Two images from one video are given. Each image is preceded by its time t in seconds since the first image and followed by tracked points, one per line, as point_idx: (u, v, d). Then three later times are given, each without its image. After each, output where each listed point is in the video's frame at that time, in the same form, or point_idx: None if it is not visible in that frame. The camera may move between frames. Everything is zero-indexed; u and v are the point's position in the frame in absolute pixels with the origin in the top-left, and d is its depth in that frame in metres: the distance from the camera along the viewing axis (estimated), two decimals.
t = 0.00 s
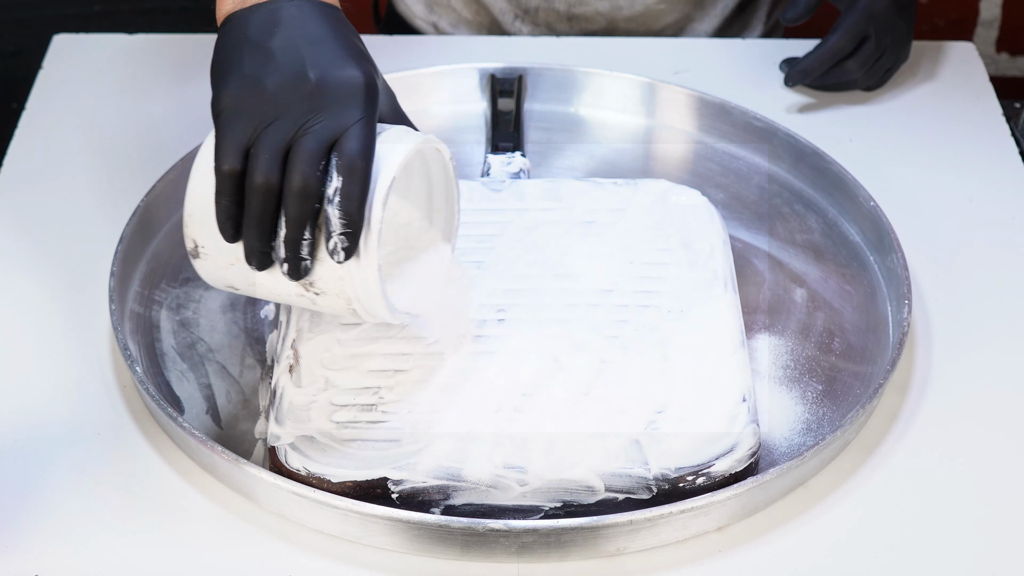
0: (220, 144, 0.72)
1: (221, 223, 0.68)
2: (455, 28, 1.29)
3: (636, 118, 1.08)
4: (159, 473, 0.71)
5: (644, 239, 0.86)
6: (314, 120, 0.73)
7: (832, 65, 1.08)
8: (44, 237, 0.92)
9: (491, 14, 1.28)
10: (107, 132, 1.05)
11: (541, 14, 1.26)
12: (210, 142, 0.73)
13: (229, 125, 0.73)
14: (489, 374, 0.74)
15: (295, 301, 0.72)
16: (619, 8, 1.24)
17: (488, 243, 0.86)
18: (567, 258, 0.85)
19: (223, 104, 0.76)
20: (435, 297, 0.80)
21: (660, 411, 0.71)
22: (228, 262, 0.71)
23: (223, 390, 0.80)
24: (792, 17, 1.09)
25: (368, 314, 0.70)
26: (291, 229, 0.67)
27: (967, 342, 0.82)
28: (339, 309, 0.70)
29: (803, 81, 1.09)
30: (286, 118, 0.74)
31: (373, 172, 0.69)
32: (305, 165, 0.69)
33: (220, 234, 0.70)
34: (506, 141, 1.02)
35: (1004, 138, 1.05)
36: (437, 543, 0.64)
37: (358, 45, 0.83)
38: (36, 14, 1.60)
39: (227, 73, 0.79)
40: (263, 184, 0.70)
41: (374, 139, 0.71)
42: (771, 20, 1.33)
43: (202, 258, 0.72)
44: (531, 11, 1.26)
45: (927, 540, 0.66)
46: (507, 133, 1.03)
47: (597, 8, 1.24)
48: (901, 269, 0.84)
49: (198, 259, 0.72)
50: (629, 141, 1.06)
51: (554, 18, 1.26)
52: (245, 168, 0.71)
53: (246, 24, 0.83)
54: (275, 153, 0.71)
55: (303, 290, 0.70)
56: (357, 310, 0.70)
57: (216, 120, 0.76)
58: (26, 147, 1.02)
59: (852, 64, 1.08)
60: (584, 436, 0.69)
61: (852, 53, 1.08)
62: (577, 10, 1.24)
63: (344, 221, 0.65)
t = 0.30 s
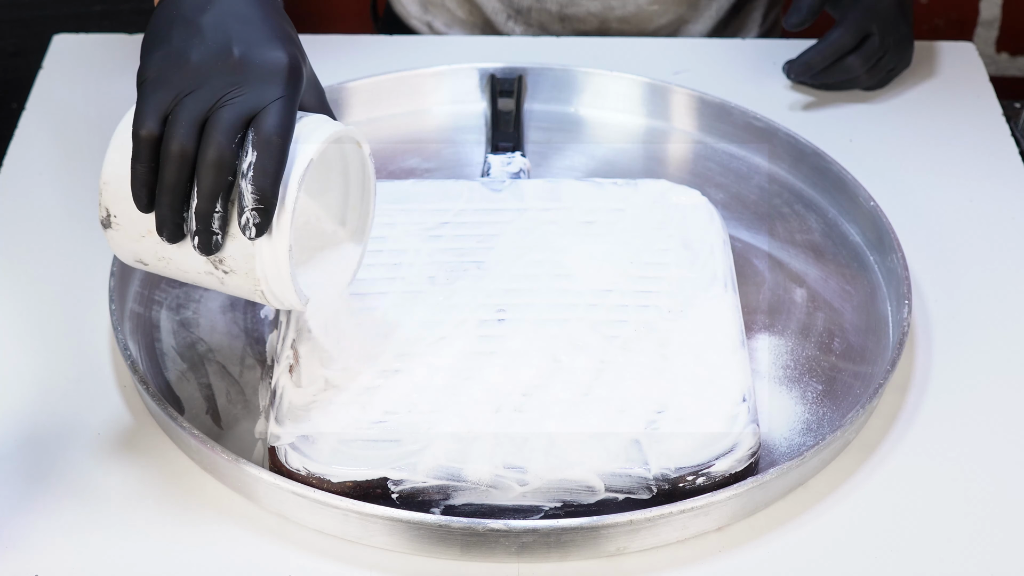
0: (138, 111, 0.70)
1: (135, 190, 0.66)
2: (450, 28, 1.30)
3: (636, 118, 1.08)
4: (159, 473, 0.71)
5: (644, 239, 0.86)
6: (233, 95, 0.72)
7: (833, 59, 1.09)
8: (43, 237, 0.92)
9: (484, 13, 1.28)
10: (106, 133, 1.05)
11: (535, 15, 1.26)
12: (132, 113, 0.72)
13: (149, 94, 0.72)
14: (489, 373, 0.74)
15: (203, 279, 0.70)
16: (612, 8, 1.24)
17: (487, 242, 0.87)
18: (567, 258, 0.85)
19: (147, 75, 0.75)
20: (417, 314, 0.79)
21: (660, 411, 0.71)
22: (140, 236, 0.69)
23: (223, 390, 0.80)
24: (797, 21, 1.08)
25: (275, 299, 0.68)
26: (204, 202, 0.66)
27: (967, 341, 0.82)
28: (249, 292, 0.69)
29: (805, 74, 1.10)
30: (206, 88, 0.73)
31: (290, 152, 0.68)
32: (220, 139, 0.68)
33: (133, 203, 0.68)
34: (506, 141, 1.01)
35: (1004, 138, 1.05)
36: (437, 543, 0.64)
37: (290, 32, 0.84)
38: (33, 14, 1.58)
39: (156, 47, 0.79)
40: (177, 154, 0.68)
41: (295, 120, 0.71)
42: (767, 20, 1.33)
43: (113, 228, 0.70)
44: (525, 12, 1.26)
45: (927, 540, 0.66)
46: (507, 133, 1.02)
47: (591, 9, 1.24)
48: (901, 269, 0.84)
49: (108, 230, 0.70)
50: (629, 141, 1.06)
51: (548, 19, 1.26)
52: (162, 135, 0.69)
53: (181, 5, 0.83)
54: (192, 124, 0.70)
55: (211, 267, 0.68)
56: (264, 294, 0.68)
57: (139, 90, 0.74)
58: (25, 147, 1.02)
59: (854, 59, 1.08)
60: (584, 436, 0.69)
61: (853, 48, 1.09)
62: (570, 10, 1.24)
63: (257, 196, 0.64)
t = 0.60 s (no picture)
0: (141, 117, 0.72)
1: (147, 192, 0.69)
2: (449, 29, 1.30)
3: (636, 118, 1.08)
4: (159, 473, 0.71)
5: (644, 239, 0.86)
6: (233, 97, 0.73)
7: (831, 57, 1.10)
8: (42, 237, 0.92)
9: (483, 15, 1.28)
10: (105, 133, 1.05)
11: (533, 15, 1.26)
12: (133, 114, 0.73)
13: (149, 98, 0.73)
14: (490, 373, 0.74)
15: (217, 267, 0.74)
16: (611, 8, 1.24)
17: (487, 242, 0.86)
18: (567, 258, 0.85)
19: (143, 79, 0.75)
20: (417, 314, 0.79)
21: (660, 411, 0.71)
22: (155, 229, 0.73)
23: (223, 390, 0.80)
24: (796, 20, 1.08)
25: (291, 282, 0.72)
26: (216, 203, 0.69)
27: (968, 342, 0.82)
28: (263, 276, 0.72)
29: (803, 72, 1.10)
30: (207, 91, 0.74)
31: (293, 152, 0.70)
32: (225, 143, 0.70)
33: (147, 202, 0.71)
34: (506, 141, 1.02)
35: (1004, 138, 1.05)
36: (437, 543, 0.64)
37: (279, 26, 0.84)
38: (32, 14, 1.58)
39: (148, 48, 0.79)
40: (185, 161, 0.70)
41: (294, 119, 0.72)
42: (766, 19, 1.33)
43: (128, 222, 0.73)
44: (523, 12, 1.26)
45: (927, 540, 0.66)
46: (507, 133, 1.02)
47: (588, 8, 1.24)
48: (901, 270, 0.84)
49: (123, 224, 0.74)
50: (630, 141, 1.06)
51: (546, 19, 1.26)
52: (168, 141, 0.71)
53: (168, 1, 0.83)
54: (197, 129, 0.72)
55: (227, 258, 0.72)
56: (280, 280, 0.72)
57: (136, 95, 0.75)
58: (25, 147, 1.02)
59: (853, 57, 1.09)
60: (584, 436, 0.69)
61: (852, 46, 1.10)
62: (568, 10, 1.24)
63: (266, 199, 0.66)
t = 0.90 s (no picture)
0: (197, 141, 0.71)
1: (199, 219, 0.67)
2: (445, 28, 1.29)
3: (636, 118, 1.08)
4: (159, 473, 0.71)
5: (644, 239, 0.86)
6: (292, 120, 0.73)
7: (832, 57, 1.09)
8: (42, 237, 0.92)
9: (478, 13, 1.28)
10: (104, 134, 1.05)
11: (529, 14, 1.26)
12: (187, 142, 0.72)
13: (206, 124, 0.73)
14: (489, 373, 0.74)
15: (269, 308, 0.71)
16: (606, 8, 1.24)
17: (487, 242, 0.86)
18: (567, 258, 0.85)
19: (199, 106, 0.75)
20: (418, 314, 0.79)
21: (659, 411, 0.71)
22: (205, 267, 0.70)
23: (223, 390, 0.80)
24: (795, 22, 1.08)
25: (345, 320, 0.69)
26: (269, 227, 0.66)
27: (968, 342, 0.82)
28: (318, 315, 0.69)
29: (803, 72, 1.10)
30: (265, 114, 0.73)
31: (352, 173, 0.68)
32: (282, 164, 0.69)
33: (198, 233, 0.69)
34: (506, 141, 1.01)
35: (1004, 138, 1.05)
36: (437, 543, 0.64)
37: (335, 46, 0.83)
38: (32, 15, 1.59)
39: (203, 74, 0.79)
40: (240, 184, 0.69)
41: (352, 139, 0.71)
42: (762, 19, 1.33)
43: (177, 263, 0.70)
44: (519, 11, 1.26)
45: (927, 540, 0.66)
46: (507, 133, 1.02)
47: (583, 8, 1.24)
48: (901, 270, 0.85)
49: (172, 264, 0.71)
50: (629, 141, 1.06)
51: (543, 18, 1.26)
52: (223, 165, 0.70)
53: (222, 27, 0.83)
54: (253, 151, 0.71)
55: (279, 294, 0.69)
56: (334, 316, 0.69)
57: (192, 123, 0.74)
58: (24, 147, 1.02)
59: (853, 57, 1.08)
60: (583, 436, 0.69)
61: (853, 46, 1.09)
62: (564, 10, 1.25)
63: (324, 219, 0.64)
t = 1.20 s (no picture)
0: (187, 129, 0.71)
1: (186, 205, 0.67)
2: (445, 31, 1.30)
3: (636, 118, 1.08)
4: (159, 473, 0.71)
5: (644, 239, 0.86)
6: (283, 111, 0.74)
7: (832, 56, 1.09)
8: (42, 237, 0.92)
9: (479, 15, 1.28)
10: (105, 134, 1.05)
11: (531, 15, 1.26)
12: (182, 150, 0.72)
13: (196, 111, 0.73)
14: (490, 372, 0.74)
15: (250, 297, 0.70)
16: (607, 8, 1.24)
17: (487, 243, 0.86)
18: (567, 258, 0.85)
19: (189, 92, 0.75)
20: (418, 313, 0.79)
21: (660, 411, 0.71)
22: (186, 252, 0.69)
23: (223, 390, 0.80)
24: (795, 21, 1.08)
25: (328, 311, 0.68)
26: (257, 217, 0.66)
27: (967, 342, 0.82)
28: (300, 305, 0.69)
29: (803, 71, 1.10)
30: (257, 105, 0.74)
31: (342, 167, 0.69)
32: (273, 155, 0.70)
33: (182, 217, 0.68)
34: (506, 141, 1.01)
35: (1004, 138, 1.05)
36: (437, 543, 0.64)
37: (323, 42, 0.84)
38: (32, 14, 1.58)
39: (193, 60, 0.79)
40: (228, 172, 0.69)
41: (343, 134, 0.72)
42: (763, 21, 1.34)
43: (155, 246, 0.69)
44: (520, 13, 1.26)
45: (927, 540, 0.66)
46: (507, 133, 1.02)
47: (584, 8, 1.24)
48: (901, 270, 0.85)
49: (149, 248, 0.70)
50: (629, 142, 1.06)
51: (544, 19, 1.26)
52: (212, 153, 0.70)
53: (213, 16, 0.82)
54: (243, 141, 0.71)
55: (262, 282, 0.68)
56: (318, 307, 0.69)
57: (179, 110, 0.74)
58: (24, 147, 1.02)
59: (853, 56, 1.08)
60: (583, 436, 0.69)
61: (852, 45, 1.09)
62: (565, 10, 1.24)
63: (316, 212, 0.65)
